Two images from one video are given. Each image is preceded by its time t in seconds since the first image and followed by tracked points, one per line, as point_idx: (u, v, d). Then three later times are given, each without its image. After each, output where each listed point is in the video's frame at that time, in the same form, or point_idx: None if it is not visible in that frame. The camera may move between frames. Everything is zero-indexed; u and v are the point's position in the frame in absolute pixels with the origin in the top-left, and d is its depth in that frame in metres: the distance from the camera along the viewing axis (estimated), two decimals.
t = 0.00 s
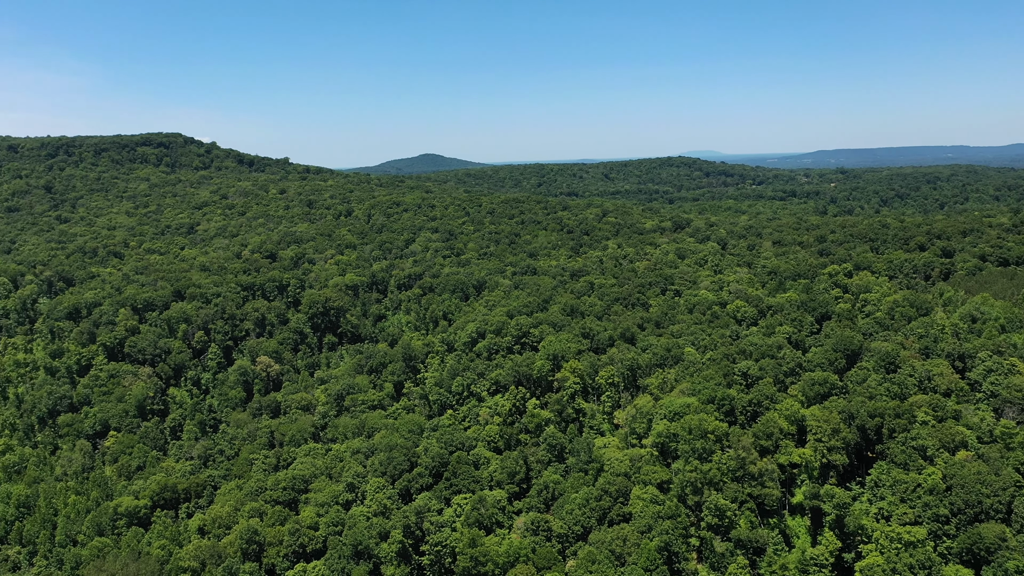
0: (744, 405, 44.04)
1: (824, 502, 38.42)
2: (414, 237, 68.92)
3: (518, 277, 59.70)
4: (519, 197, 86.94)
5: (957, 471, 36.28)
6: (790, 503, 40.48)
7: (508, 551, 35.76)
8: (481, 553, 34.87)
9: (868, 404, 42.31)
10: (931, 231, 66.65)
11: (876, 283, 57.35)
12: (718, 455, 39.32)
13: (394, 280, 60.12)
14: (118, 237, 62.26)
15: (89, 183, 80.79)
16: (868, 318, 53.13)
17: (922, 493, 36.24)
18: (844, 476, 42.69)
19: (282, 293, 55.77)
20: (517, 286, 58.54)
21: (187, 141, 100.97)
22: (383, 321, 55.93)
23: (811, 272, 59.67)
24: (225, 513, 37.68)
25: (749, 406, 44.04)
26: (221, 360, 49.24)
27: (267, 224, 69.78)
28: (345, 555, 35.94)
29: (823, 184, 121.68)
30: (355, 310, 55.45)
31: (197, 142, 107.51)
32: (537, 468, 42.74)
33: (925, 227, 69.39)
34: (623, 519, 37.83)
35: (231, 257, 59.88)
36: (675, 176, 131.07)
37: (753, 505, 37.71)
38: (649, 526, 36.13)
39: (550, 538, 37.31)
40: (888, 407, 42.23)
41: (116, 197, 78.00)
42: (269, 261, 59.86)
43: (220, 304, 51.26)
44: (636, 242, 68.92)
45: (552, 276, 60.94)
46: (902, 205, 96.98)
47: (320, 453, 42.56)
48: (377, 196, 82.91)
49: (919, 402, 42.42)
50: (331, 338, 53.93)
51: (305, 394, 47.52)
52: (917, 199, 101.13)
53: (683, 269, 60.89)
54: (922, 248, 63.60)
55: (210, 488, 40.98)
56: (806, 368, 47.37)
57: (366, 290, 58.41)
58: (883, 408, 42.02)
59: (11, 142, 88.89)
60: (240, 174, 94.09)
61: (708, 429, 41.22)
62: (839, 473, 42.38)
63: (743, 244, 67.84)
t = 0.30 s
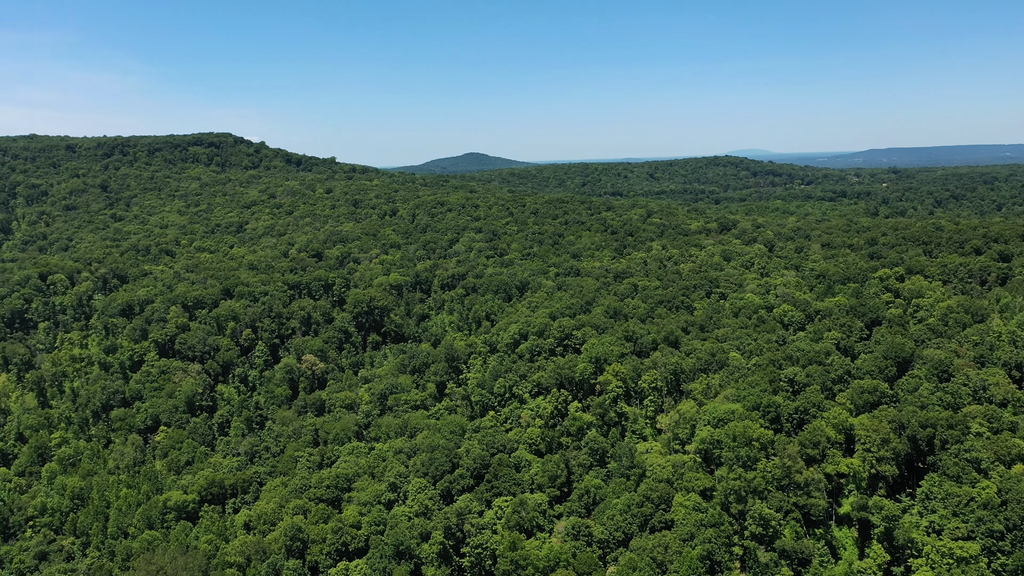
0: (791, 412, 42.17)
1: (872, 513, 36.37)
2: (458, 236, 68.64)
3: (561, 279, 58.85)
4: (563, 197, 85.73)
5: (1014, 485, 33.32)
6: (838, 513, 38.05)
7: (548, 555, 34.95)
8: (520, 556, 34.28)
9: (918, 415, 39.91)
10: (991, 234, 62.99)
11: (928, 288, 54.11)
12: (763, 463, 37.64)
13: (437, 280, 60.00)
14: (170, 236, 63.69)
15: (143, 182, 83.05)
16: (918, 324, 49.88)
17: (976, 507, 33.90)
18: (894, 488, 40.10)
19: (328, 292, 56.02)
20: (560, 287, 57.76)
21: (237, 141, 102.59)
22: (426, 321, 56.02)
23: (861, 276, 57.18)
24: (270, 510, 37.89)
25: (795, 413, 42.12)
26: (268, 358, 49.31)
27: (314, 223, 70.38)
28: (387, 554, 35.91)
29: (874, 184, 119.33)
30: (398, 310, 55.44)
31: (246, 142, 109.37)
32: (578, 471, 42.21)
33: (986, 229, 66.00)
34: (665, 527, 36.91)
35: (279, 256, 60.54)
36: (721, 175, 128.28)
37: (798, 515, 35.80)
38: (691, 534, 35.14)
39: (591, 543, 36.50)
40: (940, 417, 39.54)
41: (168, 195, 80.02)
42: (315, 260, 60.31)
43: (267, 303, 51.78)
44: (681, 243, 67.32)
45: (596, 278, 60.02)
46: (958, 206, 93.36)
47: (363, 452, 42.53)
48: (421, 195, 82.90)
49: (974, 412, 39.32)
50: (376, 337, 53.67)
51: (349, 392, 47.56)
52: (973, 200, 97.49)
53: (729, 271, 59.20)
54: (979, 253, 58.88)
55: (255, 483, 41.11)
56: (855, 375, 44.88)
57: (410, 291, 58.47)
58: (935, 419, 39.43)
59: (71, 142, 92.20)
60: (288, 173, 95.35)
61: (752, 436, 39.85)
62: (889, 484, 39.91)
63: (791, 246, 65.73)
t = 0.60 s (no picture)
0: (837, 420, 40.22)
1: (922, 527, 34.62)
2: (501, 237, 68.22)
3: (604, 280, 57.87)
4: (607, 197, 84.11)
5: None
6: (885, 525, 36.50)
7: (588, 560, 34.23)
8: (560, 561, 33.86)
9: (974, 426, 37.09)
10: None
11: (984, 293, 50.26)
12: (808, 472, 36.63)
13: (480, 280, 59.88)
14: (219, 234, 64.91)
15: (193, 181, 85.04)
16: (974, 331, 46.37)
17: None
18: (943, 501, 37.55)
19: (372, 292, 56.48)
20: (603, 289, 56.79)
21: (284, 141, 103.90)
22: (469, 321, 55.92)
23: (912, 281, 54.44)
24: (314, 507, 38.08)
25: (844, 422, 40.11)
26: (313, 356, 49.85)
27: (359, 223, 70.89)
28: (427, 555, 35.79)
29: (928, 184, 118.28)
30: (441, 310, 55.41)
31: (293, 141, 110.87)
32: (619, 476, 41.33)
33: None
34: (708, 535, 35.80)
35: (325, 255, 61.04)
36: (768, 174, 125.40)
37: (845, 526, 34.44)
38: (734, 543, 34.05)
39: (631, 549, 35.38)
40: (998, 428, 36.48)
41: (218, 194, 81.67)
42: (360, 259, 60.68)
43: (313, 302, 52.13)
44: (726, 245, 65.62)
45: (640, 279, 58.72)
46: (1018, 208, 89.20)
47: (406, 452, 42.46)
48: (465, 196, 82.65)
49: None
50: (418, 337, 53.93)
51: (392, 391, 47.60)
52: None
53: (775, 274, 57.50)
54: None
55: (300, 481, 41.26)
56: (907, 384, 42.64)
57: (453, 291, 58.44)
58: (992, 429, 36.45)
59: (126, 143, 95.29)
60: (334, 173, 96.31)
61: (798, 444, 38.51)
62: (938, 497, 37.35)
63: (840, 248, 63.24)
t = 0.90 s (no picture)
0: (884, 430, 38.78)
1: (973, 541, 32.70)
2: (542, 237, 67.35)
3: (647, 283, 56.49)
4: (651, 198, 82.32)
5: None
6: (934, 538, 34.81)
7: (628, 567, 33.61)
8: (600, 566, 33.33)
9: None
10: None
11: None
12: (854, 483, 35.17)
13: (521, 281, 59.54)
14: (265, 233, 65.94)
15: (241, 181, 86.62)
16: None
17: None
18: (998, 515, 35.39)
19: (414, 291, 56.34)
20: (645, 291, 55.54)
21: (330, 141, 104.56)
22: (510, 322, 55.32)
23: (964, 286, 51.59)
24: (355, 506, 38.12)
25: (891, 432, 38.63)
26: (355, 355, 49.80)
27: (401, 223, 71.15)
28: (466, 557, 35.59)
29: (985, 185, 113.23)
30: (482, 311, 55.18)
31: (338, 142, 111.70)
32: (660, 482, 40.57)
33: None
34: (750, 545, 34.81)
35: (368, 255, 61.34)
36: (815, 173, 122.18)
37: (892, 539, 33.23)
38: (777, 553, 32.89)
39: (672, 557, 34.72)
40: None
41: (265, 194, 82.79)
42: (402, 259, 60.81)
43: (356, 301, 52.25)
44: (772, 247, 63.85)
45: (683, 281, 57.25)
46: None
47: (446, 453, 42.22)
48: (507, 196, 81.95)
49: None
50: (460, 337, 53.83)
51: (433, 392, 47.53)
52: None
53: (822, 278, 55.61)
54: None
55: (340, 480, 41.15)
56: (959, 395, 40.36)
57: (494, 291, 57.97)
58: None
59: (176, 143, 98.22)
60: (378, 172, 96.77)
61: (844, 453, 37.23)
62: (992, 511, 35.30)
63: (889, 252, 60.76)
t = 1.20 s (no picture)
0: (933, 440, 36.26)
1: None
2: (584, 238, 66.22)
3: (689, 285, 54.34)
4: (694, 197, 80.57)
5: None
6: (988, 556, 32.20)
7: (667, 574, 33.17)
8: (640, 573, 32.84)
9: None
10: None
11: None
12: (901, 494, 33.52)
13: (562, 282, 57.96)
14: (309, 232, 66.83)
15: (286, 181, 88.02)
16: None
17: None
18: None
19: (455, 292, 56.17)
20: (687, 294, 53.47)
21: (374, 141, 105.22)
22: (550, 324, 54.35)
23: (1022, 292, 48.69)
24: (395, 506, 37.96)
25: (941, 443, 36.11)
26: (396, 355, 49.81)
27: (443, 223, 71.12)
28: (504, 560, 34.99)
29: None
30: (523, 312, 54.49)
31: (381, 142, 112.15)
32: (700, 489, 39.48)
33: None
34: (792, 556, 33.53)
35: (410, 255, 61.47)
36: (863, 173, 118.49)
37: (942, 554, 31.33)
38: (821, 566, 31.73)
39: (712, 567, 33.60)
40: None
41: (309, 194, 83.88)
42: (444, 259, 60.71)
43: (398, 301, 52.29)
44: (817, 251, 61.67)
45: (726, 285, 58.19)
46: None
47: (485, 455, 41.81)
48: (549, 196, 80.82)
49: None
50: (500, 338, 53.51)
51: (473, 393, 47.21)
52: None
53: (869, 282, 53.22)
54: None
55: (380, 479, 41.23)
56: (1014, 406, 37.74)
57: (535, 292, 57.13)
58: None
59: (224, 144, 101.81)
60: (421, 172, 96.88)
61: (891, 464, 35.25)
62: None
63: (940, 257, 57.51)
